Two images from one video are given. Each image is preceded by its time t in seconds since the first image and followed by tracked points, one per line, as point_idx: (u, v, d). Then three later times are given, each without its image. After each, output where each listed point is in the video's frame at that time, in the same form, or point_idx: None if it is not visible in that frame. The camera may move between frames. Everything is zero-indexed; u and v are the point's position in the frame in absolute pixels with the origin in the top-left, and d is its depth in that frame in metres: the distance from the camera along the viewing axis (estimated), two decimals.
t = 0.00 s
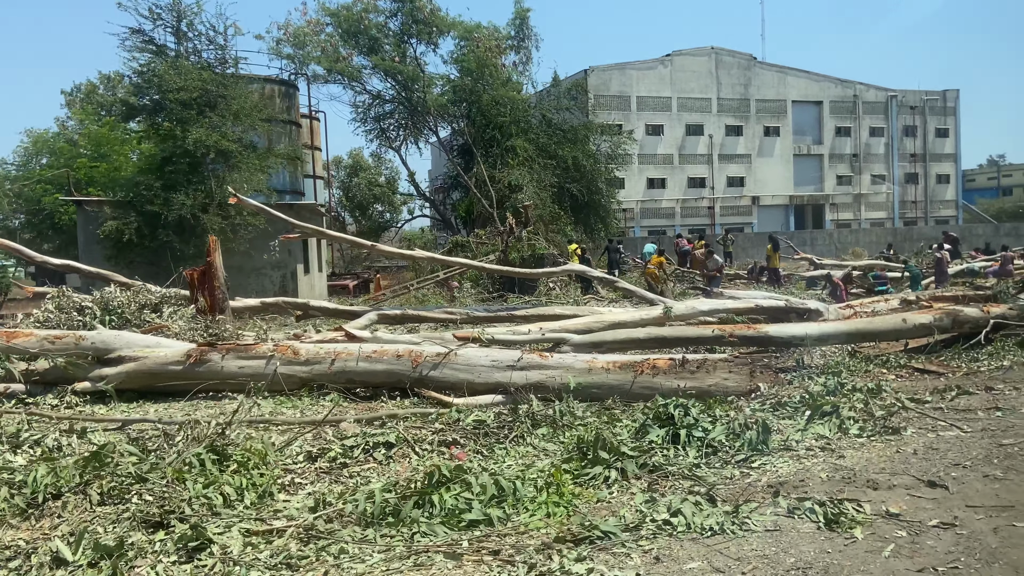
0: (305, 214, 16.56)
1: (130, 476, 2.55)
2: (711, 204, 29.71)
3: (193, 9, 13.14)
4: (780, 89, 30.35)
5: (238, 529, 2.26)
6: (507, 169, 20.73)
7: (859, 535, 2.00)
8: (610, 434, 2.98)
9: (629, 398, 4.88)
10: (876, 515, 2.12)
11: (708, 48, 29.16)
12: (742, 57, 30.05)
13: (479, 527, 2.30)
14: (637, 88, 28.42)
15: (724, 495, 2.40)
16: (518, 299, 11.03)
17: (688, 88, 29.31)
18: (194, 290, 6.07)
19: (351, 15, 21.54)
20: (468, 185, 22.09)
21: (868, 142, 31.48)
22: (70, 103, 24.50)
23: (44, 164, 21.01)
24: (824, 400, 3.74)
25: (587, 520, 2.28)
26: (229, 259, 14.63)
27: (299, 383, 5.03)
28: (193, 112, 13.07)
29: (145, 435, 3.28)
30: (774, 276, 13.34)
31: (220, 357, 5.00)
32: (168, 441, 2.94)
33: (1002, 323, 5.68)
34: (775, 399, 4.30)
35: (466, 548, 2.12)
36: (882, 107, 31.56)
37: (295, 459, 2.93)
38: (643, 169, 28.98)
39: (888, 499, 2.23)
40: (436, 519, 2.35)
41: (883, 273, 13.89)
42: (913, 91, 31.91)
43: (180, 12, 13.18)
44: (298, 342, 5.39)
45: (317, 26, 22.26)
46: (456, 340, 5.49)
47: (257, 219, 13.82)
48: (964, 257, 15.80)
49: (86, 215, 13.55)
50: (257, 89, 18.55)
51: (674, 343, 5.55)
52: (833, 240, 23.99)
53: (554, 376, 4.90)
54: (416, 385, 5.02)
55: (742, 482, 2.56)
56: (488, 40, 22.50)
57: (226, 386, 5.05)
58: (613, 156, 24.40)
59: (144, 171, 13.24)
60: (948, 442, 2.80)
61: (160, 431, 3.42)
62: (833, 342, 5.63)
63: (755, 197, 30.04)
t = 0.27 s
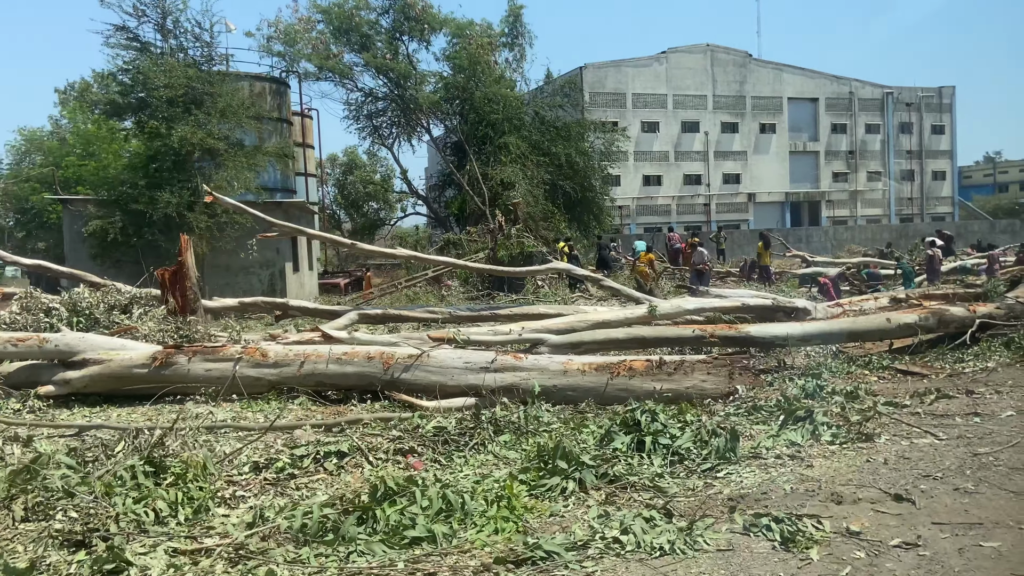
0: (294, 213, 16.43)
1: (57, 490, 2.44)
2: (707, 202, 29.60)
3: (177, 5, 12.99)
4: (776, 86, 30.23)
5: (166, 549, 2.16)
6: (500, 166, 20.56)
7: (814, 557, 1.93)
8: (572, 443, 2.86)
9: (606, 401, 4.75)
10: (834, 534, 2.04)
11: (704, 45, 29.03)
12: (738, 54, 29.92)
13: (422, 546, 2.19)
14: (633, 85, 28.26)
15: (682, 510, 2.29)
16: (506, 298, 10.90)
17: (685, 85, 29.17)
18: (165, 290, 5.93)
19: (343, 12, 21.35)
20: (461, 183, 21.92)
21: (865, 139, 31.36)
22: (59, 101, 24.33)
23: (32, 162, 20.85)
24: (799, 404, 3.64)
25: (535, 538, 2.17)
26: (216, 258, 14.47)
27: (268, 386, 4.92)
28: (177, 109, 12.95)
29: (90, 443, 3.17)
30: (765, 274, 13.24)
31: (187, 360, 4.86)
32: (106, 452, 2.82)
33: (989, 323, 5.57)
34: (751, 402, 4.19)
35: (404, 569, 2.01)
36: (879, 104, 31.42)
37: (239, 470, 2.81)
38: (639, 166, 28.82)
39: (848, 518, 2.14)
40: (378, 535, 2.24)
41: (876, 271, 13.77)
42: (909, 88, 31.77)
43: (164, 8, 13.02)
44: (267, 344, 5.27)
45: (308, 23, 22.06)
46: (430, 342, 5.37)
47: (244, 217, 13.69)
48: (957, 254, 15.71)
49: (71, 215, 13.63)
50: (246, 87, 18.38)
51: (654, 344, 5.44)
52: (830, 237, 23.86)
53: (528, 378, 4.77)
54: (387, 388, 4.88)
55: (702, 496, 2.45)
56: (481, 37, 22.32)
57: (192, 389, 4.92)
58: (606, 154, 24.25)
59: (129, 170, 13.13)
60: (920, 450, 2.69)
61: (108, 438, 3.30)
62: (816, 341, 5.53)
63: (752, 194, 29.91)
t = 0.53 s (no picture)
0: (291, 215, 16.32)
1: None
2: (712, 203, 29.40)
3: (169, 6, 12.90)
4: (781, 86, 30.03)
5: None
6: (500, 167, 20.43)
7: None
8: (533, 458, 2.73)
9: (589, 409, 4.59)
10: (795, 562, 1.91)
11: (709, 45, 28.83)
12: (743, 55, 29.71)
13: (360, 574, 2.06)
14: (636, 86, 28.11)
15: (639, 534, 2.17)
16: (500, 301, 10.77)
17: (689, 85, 28.99)
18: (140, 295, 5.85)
19: (342, 13, 21.24)
20: (461, 184, 21.79)
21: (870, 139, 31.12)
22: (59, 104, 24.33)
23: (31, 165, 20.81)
24: (781, 414, 3.49)
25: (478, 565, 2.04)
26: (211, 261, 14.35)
27: (240, 394, 4.78)
28: (170, 111, 12.93)
29: (37, 457, 3.05)
30: (764, 275, 13.06)
31: (156, 368, 4.75)
32: (44, 469, 2.71)
33: (985, 326, 5.42)
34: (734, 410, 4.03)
35: None
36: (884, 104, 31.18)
37: (182, 488, 2.69)
38: (643, 167, 28.66)
39: (813, 542, 2.01)
40: (315, 561, 2.11)
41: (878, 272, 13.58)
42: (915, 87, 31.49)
43: (156, 9, 12.92)
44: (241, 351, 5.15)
45: (307, 24, 21.94)
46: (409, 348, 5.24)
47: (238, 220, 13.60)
48: (961, 255, 15.49)
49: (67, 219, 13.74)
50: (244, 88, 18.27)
51: (640, 349, 5.29)
52: (835, 237, 23.66)
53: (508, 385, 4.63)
54: (363, 396, 4.74)
55: (663, 516, 2.32)
56: (481, 37, 22.15)
57: (162, 398, 4.80)
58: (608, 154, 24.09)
59: (122, 172, 13.09)
60: (899, 466, 2.55)
61: (58, 451, 3.19)
62: (808, 346, 5.38)
63: (757, 195, 29.71)
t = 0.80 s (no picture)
0: (295, 223, 16.27)
1: None
2: (725, 209, 29.13)
3: (172, 14, 12.90)
4: (795, 91, 29.77)
5: None
6: (507, 174, 20.36)
7: None
8: (497, 479, 2.59)
9: (576, 423, 4.43)
10: None
11: (721, 51, 28.63)
12: (756, 60, 29.48)
13: None
14: (648, 92, 27.93)
15: (599, 566, 2.03)
16: (502, 309, 10.65)
17: (701, 91, 28.80)
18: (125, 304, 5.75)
19: (349, 20, 21.21)
20: (468, 191, 21.69)
21: (886, 145, 30.76)
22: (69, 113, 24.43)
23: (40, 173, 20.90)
24: (769, 431, 3.32)
25: None
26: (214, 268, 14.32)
27: (219, 407, 4.67)
28: (173, 118, 12.99)
29: None
30: (772, 282, 12.85)
31: (134, 379, 4.63)
32: None
33: (991, 338, 5.24)
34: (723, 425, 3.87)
35: None
36: (900, 109, 30.85)
37: (128, 510, 2.58)
38: (655, 173, 28.45)
39: None
40: None
41: (889, 279, 13.34)
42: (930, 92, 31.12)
43: (159, 17, 12.92)
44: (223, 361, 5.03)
45: (314, 31, 21.92)
46: (394, 359, 5.11)
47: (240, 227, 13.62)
48: (974, 262, 15.23)
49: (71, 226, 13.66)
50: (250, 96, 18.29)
51: (633, 361, 5.13)
52: (850, 244, 23.38)
53: (492, 398, 4.48)
54: (343, 409, 4.60)
55: (627, 548, 2.17)
56: (488, 43, 22.05)
57: (140, 409, 4.69)
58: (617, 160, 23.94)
59: (125, 179, 13.13)
60: (885, 491, 2.39)
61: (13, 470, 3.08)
62: (806, 358, 5.21)
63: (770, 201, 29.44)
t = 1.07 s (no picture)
0: (253, 224, 15.94)
1: None
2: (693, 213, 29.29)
3: (123, 10, 12.55)
4: (760, 98, 30.08)
5: None
6: (473, 178, 20.24)
7: None
8: (413, 497, 2.45)
9: (517, 432, 4.29)
10: None
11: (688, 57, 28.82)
12: (723, 66, 29.70)
13: None
14: (617, 97, 28.00)
15: None
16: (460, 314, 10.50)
17: (668, 97, 28.97)
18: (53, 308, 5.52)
19: (312, 20, 20.87)
20: (434, 194, 21.47)
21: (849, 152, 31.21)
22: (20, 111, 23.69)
23: None
24: (706, 441, 3.22)
25: None
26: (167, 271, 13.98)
27: (146, 417, 4.46)
28: (123, 116, 12.70)
29: None
30: (731, 287, 12.88)
31: (55, 388, 4.40)
32: None
33: (936, 345, 5.23)
34: (662, 434, 3.78)
35: None
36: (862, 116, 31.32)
37: (10, 534, 2.40)
38: (623, 178, 28.54)
39: None
40: None
41: (846, 284, 13.46)
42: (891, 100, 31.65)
43: (109, 13, 12.55)
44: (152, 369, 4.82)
45: (277, 30, 21.53)
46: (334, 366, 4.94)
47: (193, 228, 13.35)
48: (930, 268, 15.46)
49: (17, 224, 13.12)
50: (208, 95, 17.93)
51: (580, 368, 5.02)
52: (813, 249, 23.64)
53: (432, 407, 4.32)
54: (277, 419, 4.42)
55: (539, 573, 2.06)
56: (454, 45, 21.87)
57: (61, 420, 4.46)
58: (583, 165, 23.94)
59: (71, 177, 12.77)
60: (813, 507, 2.30)
61: None
62: (754, 364, 5.15)
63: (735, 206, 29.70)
